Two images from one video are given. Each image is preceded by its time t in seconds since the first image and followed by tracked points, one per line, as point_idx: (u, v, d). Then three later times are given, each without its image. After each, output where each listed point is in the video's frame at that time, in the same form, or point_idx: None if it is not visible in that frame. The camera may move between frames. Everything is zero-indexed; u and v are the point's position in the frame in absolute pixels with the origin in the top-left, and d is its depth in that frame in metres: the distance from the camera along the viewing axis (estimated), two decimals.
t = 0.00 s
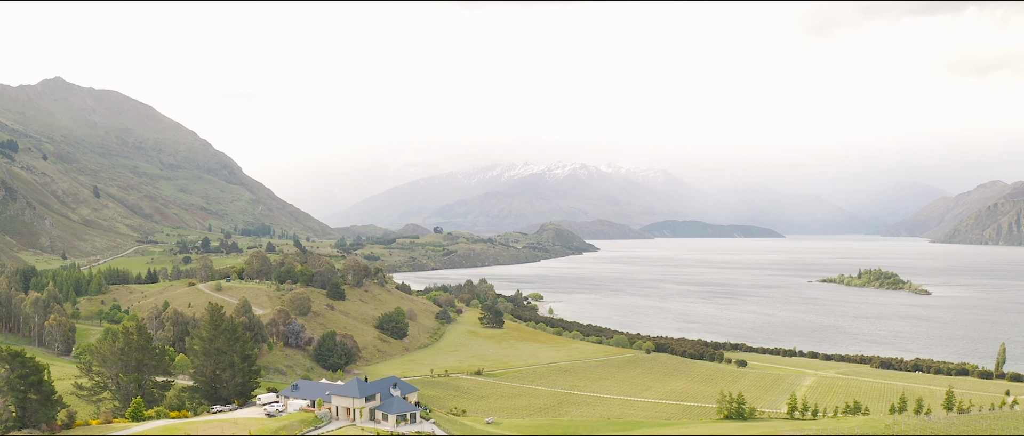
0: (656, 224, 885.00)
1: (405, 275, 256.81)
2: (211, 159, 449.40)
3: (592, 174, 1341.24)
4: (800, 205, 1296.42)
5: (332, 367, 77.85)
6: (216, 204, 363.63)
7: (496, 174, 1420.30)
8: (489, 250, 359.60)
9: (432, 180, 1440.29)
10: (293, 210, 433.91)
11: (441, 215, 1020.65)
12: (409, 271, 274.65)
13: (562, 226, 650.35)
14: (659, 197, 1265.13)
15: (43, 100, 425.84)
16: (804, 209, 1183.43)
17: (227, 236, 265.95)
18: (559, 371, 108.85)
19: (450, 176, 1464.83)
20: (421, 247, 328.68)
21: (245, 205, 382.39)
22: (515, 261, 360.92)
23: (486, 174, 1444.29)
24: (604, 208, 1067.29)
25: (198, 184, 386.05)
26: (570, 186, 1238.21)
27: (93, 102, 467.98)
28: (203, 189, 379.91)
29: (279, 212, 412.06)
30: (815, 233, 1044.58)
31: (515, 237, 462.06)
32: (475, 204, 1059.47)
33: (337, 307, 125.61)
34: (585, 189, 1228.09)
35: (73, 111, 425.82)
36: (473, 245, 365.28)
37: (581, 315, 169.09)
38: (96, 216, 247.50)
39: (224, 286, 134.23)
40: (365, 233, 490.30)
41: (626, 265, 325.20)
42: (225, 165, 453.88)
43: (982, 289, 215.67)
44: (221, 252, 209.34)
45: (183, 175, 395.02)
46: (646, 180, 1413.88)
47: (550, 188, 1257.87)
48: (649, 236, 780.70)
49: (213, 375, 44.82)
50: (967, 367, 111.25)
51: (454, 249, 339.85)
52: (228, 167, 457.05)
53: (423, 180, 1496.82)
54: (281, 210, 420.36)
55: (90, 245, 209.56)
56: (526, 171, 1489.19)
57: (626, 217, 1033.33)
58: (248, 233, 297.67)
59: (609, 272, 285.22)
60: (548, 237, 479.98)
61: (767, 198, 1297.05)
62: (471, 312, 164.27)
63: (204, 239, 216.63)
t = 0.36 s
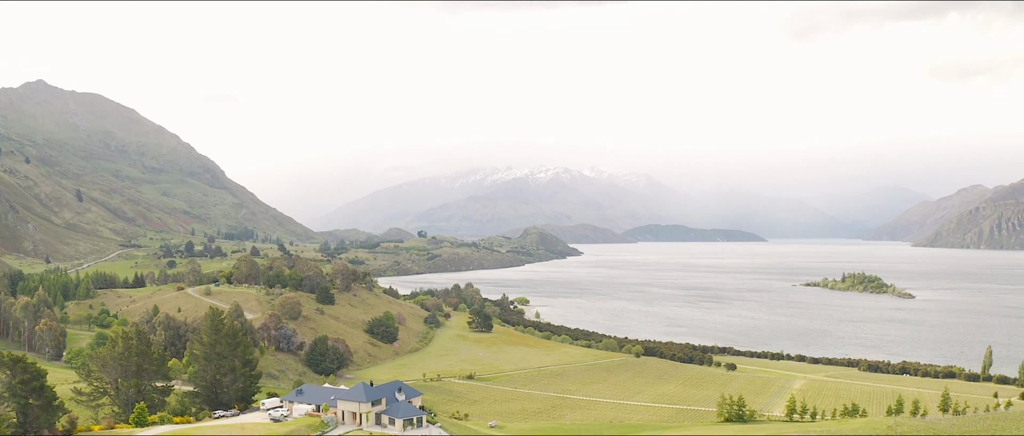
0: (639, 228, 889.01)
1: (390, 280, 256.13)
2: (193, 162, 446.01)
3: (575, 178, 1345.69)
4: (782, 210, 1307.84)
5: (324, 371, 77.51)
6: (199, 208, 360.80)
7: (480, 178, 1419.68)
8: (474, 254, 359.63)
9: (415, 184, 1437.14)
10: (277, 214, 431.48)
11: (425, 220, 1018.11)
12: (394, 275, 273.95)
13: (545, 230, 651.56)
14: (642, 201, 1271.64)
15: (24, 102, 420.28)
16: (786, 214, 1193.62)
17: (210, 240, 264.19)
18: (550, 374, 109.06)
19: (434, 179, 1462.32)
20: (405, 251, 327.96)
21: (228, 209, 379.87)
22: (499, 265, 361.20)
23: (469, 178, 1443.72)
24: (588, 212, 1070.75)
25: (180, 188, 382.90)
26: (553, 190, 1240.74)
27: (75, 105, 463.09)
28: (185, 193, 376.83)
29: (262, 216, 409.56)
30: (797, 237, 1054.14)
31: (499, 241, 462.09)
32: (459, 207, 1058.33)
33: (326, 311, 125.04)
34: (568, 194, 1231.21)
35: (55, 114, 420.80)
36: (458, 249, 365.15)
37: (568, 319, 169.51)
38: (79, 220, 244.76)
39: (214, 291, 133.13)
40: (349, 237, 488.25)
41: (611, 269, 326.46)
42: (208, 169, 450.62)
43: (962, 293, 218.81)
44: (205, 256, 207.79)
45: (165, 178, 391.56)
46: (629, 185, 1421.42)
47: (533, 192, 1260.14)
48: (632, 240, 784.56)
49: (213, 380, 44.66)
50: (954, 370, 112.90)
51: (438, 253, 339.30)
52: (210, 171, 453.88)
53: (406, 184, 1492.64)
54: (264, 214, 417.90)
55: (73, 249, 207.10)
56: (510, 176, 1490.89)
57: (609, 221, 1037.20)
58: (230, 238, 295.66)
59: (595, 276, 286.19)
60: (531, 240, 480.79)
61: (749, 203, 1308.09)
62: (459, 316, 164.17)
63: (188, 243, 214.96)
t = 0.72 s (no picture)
0: (623, 232, 892.11)
1: (377, 283, 255.17)
2: (177, 165, 442.79)
3: (558, 181, 1349.19)
4: (766, 214, 1318.19)
5: (316, 376, 77.21)
6: (183, 212, 358.30)
7: (465, 181, 1418.12)
8: (459, 258, 359.23)
9: (399, 187, 1432.80)
10: (262, 218, 428.99)
11: (409, 223, 1015.82)
12: (379, 279, 272.92)
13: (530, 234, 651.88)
14: (626, 205, 1276.35)
15: (7, 104, 414.93)
16: (770, 218, 1202.92)
17: (196, 243, 262.22)
18: (542, 378, 109.16)
19: (418, 183, 1459.42)
20: (390, 255, 326.85)
21: (212, 213, 377.26)
22: (484, 268, 361.14)
23: (454, 182, 1441.31)
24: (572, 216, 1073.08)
25: (164, 191, 379.78)
26: (537, 194, 1242.20)
27: (58, 107, 457.85)
28: (170, 196, 373.91)
29: (246, 219, 406.85)
30: (780, 240, 1062.63)
31: (484, 244, 461.77)
32: (443, 211, 1056.67)
33: (317, 315, 124.52)
34: (551, 197, 1233.43)
35: (38, 117, 415.80)
36: (443, 253, 364.67)
37: (556, 322, 169.85)
38: (63, 223, 242.00)
39: (204, 294, 132.01)
40: (334, 241, 486.18)
41: (597, 273, 327.41)
42: (192, 172, 447.36)
43: (945, 296, 221.76)
44: (190, 259, 206.16)
45: (149, 182, 388.33)
46: (613, 188, 1426.11)
47: (517, 196, 1260.74)
48: (616, 244, 787.33)
49: (214, 384, 44.59)
50: (941, 372, 114.38)
51: (424, 257, 338.59)
52: (194, 173, 450.75)
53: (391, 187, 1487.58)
54: (248, 217, 415.17)
55: (57, 252, 204.74)
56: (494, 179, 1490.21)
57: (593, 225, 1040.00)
58: (216, 241, 293.82)
59: (582, 279, 286.75)
60: (516, 244, 481.06)
61: (733, 207, 1317.95)
62: (448, 320, 163.96)
63: (172, 247, 213.14)
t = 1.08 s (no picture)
0: (606, 236, 895.48)
1: (362, 288, 254.20)
2: (160, 168, 439.20)
3: (542, 186, 1352.27)
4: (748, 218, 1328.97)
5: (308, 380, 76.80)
6: (166, 215, 355.65)
7: (449, 185, 1416.16)
8: (444, 262, 358.85)
9: (382, 191, 1427.59)
10: (245, 222, 426.17)
11: (392, 227, 1012.72)
12: (364, 283, 271.92)
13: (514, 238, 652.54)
14: (609, 209, 1281.55)
15: None
16: (753, 223, 1212.74)
17: (179, 247, 260.37)
18: (534, 382, 109.35)
19: (401, 188, 1455.77)
20: (375, 259, 325.74)
21: (196, 217, 374.34)
22: (469, 273, 360.98)
23: (437, 186, 1439.54)
24: (556, 220, 1075.59)
25: (147, 195, 376.57)
26: (520, 198, 1243.45)
27: (40, 110, 452.28)
28: (153, 200, 370.77)
29: (230, 223, 404.03)
30: (763, 245, 1071.13)
31: (469, 249, 461.26)
32: (427, 215, 1054.89)
33: (307, 320, 124.00)
34: (534, 201, 1235.07)
35: (20, 119, 410.46)
36: (428, 257, 364.17)
37: (544, 327, 170.22)
38: (47, 227, 239.40)
39: (193, 299, 131.05)
40: (318, 245, 483.76)
41: (582, 277, 328.45)
42: (176, 176, 443.66)
43: (927, 300, 224.72)
44: (174, 263, 204.46)
45: (131, 185, 384.87)
46: (597, 193, 1431.33)
47: (500, 200, 1261.09)
48: (600, 248, 789.66)
49: (215, 389, 44.67)
50: (928, 375, 115.90)
51: (409, 262, 337.88)
52: (177, 177, 447.25)
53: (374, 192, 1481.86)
54: (232, 221, 412.42)
55: (40, 256, 202.41)
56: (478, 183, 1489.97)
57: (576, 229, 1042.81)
58: (199, 245, 291.62)
59: (568, 284, 287.32)
60: (500, 249, 481.16)
61: (716, 211, 1327.78)
62: (436, 324, 163.74)
63: (157, 251, 211.35)
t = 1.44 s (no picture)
0: (590, 241, 897.69)
1: (349, 292, 252.94)
2: (144, 172, 435.34)
3: (526, 190, 1353.72)
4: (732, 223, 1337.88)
5: (300, 385, 76.44)
6: (150, 219, 352.66)
7: (434, 189, 1413.09)
8: (429, 267, 358.14)
9: (366, 196, 1421.51)
10: (229, 226, 423.38)
11: (376, 231, 1009.79)
12: (350, 287, 270.70)
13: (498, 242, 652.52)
14: (592, 213, 1285.00)
15: None
16: (736, 227, 1221.49)
17: (164, 251, 258.14)
18: (525, 386, 109.31)
19: (386, 192, 1450.90)
20: (360, 264, 324.48)
21: (179, 221, 371.29)
22: (454, 277, 360.54)
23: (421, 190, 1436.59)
24: (539, 225, 1076.03)
25: (130, 199, 373.05)
26: (504, 203, 1242.75)
27: (23, 113, 447.03)
28: (136, 203, 367.41)
29: (214, 227, 400.91)
30: (746, 250, 1078.68)
31: (453, 253, 460.62)
32: (410, 219, 1051.32)
33: (297, 324, 123.46)
34: (519, 205, 1235.62)
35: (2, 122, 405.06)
36: (413, 261, 363.42)
37: (532, 331, 170.39)
38: (30, 231, 236.57)
39: (183, 303, 130.12)
40: (302, 249, 481.03)
41: (568, 282, 329.11)
42: (159, 179, 439.82)
43: (911, 304, 227.30)
44: (160, 267, 202.76)
45: (114, 189, 381.20)
46: (581, 197, 1436.04)
47: (484, 204, 1260.41)
48: (584, 253, 791.43)
49: (217, 394, 44.75)
50: (916, 378, 117.22)
51: (394, 266, 337.04)
52: (161, 180, 443.43)
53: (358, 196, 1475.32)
54: (216, 225, 409.47)
55: (23, 260, 199.85)
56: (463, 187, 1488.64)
57: (560, 233, 1044.53)
58: (183, 250, 289.23)
59: (555, 288, 287.58)
60: (485, 253, 481.08)
61: (700, 216, 1336.33)
62: (425, 328, 163.27)
63: (142, 255, 209.62)
